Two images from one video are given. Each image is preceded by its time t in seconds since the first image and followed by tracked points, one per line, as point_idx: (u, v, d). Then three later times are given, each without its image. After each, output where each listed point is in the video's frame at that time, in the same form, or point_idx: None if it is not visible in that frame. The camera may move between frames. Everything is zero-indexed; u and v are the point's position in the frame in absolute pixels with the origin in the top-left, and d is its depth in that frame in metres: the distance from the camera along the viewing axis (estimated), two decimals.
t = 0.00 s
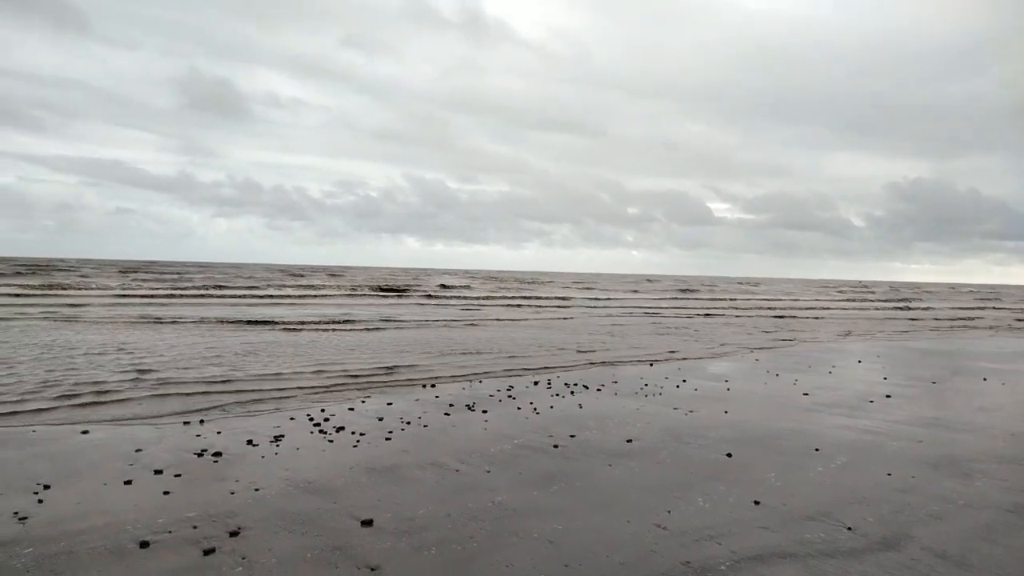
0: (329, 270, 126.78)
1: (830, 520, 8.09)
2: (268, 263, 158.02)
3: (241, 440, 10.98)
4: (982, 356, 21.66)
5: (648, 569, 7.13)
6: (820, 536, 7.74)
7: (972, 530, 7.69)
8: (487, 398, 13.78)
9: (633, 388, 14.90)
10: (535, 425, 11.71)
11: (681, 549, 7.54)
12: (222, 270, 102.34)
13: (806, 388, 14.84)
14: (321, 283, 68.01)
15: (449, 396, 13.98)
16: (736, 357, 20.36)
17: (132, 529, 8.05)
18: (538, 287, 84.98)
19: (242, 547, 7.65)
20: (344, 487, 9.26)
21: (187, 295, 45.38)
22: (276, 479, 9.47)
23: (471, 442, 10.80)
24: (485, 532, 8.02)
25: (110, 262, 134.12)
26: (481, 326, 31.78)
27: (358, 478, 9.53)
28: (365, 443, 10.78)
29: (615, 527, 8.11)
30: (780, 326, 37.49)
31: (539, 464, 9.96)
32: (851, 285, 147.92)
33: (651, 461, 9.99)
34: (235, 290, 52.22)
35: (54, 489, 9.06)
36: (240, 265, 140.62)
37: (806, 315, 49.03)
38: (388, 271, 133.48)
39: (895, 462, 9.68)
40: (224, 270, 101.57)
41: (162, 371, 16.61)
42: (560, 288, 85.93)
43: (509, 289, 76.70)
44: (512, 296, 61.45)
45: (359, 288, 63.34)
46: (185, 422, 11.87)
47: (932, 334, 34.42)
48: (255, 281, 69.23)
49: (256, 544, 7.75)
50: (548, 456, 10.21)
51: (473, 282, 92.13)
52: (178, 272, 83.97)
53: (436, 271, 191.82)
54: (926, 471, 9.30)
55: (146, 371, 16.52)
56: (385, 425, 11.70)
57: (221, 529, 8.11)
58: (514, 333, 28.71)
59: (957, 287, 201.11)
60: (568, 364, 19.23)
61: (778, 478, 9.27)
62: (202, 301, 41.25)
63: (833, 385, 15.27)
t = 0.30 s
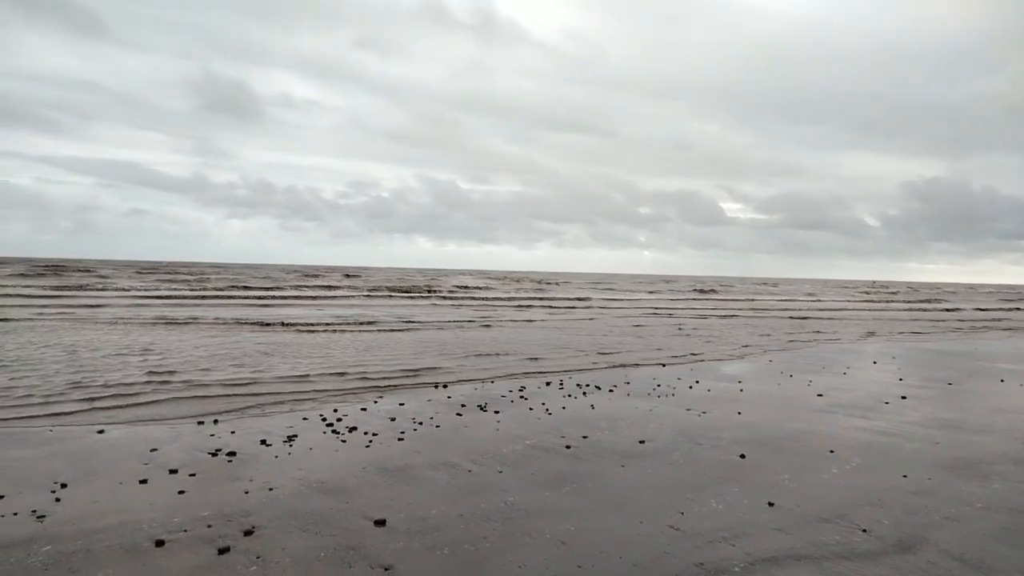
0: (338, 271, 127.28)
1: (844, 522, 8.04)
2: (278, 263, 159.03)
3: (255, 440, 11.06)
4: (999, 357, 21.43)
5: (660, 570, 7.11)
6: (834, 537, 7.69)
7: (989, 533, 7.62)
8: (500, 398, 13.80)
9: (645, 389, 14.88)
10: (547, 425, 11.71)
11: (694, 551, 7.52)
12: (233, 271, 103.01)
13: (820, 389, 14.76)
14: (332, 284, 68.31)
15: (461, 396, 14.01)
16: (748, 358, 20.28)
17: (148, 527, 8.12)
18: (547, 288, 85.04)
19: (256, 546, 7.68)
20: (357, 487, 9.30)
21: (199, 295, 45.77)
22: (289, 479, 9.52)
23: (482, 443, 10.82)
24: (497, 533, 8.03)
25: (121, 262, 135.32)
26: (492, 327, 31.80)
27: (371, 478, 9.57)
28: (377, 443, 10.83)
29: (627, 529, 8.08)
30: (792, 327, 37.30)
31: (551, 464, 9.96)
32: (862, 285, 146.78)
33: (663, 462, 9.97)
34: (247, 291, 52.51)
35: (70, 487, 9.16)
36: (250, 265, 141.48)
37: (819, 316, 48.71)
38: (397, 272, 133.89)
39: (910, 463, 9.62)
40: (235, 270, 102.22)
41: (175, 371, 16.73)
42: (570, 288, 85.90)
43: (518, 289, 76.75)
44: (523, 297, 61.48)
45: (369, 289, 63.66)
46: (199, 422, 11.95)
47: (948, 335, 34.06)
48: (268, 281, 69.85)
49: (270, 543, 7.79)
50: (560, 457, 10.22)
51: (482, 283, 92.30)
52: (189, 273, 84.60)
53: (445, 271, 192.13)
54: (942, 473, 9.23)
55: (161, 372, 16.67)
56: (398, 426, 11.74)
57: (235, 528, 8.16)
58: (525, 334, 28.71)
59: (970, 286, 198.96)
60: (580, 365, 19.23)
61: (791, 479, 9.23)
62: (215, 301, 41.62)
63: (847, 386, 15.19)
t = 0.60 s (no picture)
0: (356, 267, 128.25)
1: (874, 521, 7.97)
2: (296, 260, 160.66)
3: (282, 434, 11.21)
4: None
5: (686, 567, 7.10)
6: (863, 536, 7.62)
7: None
8: (524, 395, 13.84)
9: (669, 386, 14.84)
10: (571, 422, 11.73)
11: (721, 548, 7.50)
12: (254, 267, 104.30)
13: (848, 387, 14.60)
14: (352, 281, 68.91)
15: (484, 392, 14.07)
16: (773, 356, 20.10)
17: (180, 520, 8.28)
18: (567, 284, 84.88)
19: (285, 540, 7.80)
20: (384, 482, 9.40)
21: (224, 292, 46.44)
22: (317, 474, 9.64)
23: (507, 439, 10.88)
24: (523, 529, 8.07)
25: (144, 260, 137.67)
26: (512, 324, 31.86)
27: (397, 473, 9.66)
28: (403, 439, 10.92)
29: (652, 526, 8.08)
30: (817, 324, 36.83)
31: (575, 461, 9.98)
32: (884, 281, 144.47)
33: (688, 459, 9.95)
34: (270, 288, 53.18)
35: (104, 480, 9.37)
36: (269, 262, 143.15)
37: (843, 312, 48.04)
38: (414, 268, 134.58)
39: (941, 462, 9.49)
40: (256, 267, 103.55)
41: (202, 367, 17.02)
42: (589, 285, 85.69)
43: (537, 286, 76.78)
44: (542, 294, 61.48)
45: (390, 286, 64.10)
46: (227, 417, 12.14)
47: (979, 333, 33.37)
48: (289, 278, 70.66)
49: (298, 536, 7.90)
50: (584, 453, 10.24)
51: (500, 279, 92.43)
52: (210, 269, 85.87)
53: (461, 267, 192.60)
54: (974, 473, 9.09)
55: (189, 368, 16.97)
56: (423, 421, 11.83)
57: (265, 521, 8.29)
58: (546, 331, 28.72)
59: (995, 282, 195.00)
60: (602, 363, 19.22)
61: (819, 477, 9.16)
62: (238, 298, 42.24)
63: (876, 383, 15.00)
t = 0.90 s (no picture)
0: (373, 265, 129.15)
1: (902, 522, 7.87)
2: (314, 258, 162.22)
3: (307, 430, 11.32)
4: None
5: (710, 566, 7.07)
6: (890, 538, 7.53)
7: None
8: (546, 392, 13.86)
9: (693, 384, 14.78)
10: (594, 420, 11.72)
11: (746, 548, 7.45)
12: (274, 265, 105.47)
13: (875, 386, 14.42)
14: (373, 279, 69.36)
15: (506, 389, 14.10)
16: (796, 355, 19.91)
17: (207, 513, 8.40)
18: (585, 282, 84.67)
19: (310, 534, 7.88)
20: (407, 478, 9.46)
21: (246, 289, 47.04)
22: (341, 469, 9.73)
23: (530, 436, 10.90)
24: (545, 526, 8.08)
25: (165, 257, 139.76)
26: (532, 322, 31.87)
27: (420, 469, 9.72)
28: (426, 435, 10.98)
29: (675, 525, 8.06)
30: (841, 323, 36.34)
31: (598, 458, 9.98)
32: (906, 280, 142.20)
33: (712, 458, 9.89)
34: (291, 285, 53.74)
35: (133, 473, 9.53)
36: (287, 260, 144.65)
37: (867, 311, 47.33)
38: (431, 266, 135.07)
39: (971, 464, 9.33)
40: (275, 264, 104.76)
41: (227, 364, 17.25)
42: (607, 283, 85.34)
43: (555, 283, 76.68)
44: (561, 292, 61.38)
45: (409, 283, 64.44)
46: (251, 413, 12.29)
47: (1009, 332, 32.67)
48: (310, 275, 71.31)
49: (323, 530, 7.98)
50: (607, 451, 10.22)
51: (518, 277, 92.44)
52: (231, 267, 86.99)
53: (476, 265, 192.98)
54: (1006, 474, 8.93)
55: (213, 364, 17.21)
56: (446, 418, 11.88)
57: (289, 515, 8.38)
58: (566, 329, 28.72)
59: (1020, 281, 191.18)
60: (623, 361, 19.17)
61: (846, 478, 9.06)
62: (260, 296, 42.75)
63: (905, 383, 14.79)
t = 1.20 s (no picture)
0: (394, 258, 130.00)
1: (937, 519, 7.75)
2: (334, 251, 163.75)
3: (336, 423, 11.46)
4: None
5: (741, 562, 7.03)
6: (925, 535, 7.42)
7: None
8: (573, 386, 13.86)
9: (721, 378, 14.67)
10: (622, 414, 11.70)
11: (777, 543, 7.40)
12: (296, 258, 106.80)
13: (909, 381, 14.16)
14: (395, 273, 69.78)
15: (533, 384, 14.13)
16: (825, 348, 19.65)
17: (240, 504, 8.56)
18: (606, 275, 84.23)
19: (341, 526, 7.99)
20: (436, 471, 9.53)
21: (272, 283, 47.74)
22: (371, 462, 9.84)
23: (558, 430, 10.92)
24: (574, 520, 8.10)
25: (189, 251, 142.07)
26: (556, 316, 31.85)
27: (449, 462, 9.80)
28: (455, 429, 11.05)
29: (705, 519, 8.03)
30: (870, 316, 35.69)
31: (626, 452, 9.97)
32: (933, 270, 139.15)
33: (742, 453, 9.83)
34: (316, 279, 54.36)
35: (168, 464, 9.75)
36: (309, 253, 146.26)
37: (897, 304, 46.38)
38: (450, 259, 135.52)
39: (1010, 460, 9.14)
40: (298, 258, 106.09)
41: (255, 358, 17.52)
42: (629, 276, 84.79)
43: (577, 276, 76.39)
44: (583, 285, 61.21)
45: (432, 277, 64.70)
46: (281, 406, 12.47)
47: None
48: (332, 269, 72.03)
49: (353, 522, 8.08)
50: (635, 445, 10.20)
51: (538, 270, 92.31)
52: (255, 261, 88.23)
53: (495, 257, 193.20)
54: None
55: (242, 358, 17.49)
56: (473, 412, 11.95)
57: (320, 507, 8.50)
58: (590, 323, 28.65)
59: None
60: (649, 355, 19.09)
61: (879, 474, 8.94)
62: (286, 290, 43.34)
63: (940, 378, 14.51)
